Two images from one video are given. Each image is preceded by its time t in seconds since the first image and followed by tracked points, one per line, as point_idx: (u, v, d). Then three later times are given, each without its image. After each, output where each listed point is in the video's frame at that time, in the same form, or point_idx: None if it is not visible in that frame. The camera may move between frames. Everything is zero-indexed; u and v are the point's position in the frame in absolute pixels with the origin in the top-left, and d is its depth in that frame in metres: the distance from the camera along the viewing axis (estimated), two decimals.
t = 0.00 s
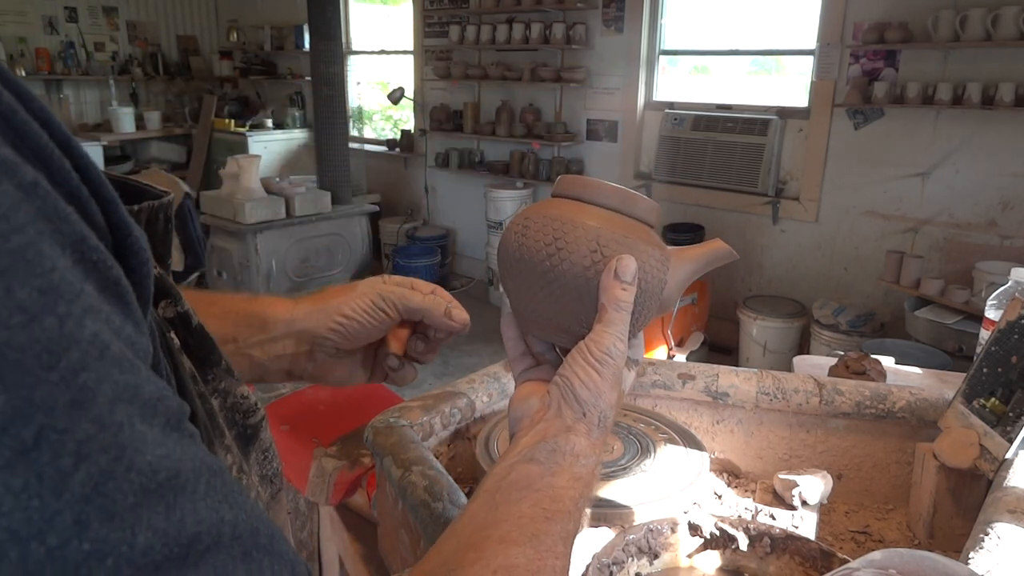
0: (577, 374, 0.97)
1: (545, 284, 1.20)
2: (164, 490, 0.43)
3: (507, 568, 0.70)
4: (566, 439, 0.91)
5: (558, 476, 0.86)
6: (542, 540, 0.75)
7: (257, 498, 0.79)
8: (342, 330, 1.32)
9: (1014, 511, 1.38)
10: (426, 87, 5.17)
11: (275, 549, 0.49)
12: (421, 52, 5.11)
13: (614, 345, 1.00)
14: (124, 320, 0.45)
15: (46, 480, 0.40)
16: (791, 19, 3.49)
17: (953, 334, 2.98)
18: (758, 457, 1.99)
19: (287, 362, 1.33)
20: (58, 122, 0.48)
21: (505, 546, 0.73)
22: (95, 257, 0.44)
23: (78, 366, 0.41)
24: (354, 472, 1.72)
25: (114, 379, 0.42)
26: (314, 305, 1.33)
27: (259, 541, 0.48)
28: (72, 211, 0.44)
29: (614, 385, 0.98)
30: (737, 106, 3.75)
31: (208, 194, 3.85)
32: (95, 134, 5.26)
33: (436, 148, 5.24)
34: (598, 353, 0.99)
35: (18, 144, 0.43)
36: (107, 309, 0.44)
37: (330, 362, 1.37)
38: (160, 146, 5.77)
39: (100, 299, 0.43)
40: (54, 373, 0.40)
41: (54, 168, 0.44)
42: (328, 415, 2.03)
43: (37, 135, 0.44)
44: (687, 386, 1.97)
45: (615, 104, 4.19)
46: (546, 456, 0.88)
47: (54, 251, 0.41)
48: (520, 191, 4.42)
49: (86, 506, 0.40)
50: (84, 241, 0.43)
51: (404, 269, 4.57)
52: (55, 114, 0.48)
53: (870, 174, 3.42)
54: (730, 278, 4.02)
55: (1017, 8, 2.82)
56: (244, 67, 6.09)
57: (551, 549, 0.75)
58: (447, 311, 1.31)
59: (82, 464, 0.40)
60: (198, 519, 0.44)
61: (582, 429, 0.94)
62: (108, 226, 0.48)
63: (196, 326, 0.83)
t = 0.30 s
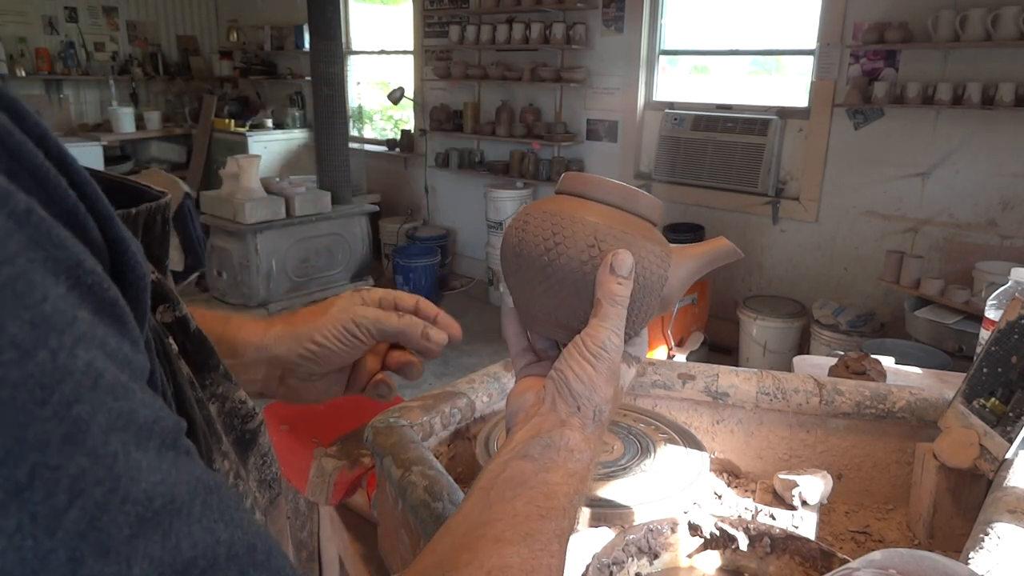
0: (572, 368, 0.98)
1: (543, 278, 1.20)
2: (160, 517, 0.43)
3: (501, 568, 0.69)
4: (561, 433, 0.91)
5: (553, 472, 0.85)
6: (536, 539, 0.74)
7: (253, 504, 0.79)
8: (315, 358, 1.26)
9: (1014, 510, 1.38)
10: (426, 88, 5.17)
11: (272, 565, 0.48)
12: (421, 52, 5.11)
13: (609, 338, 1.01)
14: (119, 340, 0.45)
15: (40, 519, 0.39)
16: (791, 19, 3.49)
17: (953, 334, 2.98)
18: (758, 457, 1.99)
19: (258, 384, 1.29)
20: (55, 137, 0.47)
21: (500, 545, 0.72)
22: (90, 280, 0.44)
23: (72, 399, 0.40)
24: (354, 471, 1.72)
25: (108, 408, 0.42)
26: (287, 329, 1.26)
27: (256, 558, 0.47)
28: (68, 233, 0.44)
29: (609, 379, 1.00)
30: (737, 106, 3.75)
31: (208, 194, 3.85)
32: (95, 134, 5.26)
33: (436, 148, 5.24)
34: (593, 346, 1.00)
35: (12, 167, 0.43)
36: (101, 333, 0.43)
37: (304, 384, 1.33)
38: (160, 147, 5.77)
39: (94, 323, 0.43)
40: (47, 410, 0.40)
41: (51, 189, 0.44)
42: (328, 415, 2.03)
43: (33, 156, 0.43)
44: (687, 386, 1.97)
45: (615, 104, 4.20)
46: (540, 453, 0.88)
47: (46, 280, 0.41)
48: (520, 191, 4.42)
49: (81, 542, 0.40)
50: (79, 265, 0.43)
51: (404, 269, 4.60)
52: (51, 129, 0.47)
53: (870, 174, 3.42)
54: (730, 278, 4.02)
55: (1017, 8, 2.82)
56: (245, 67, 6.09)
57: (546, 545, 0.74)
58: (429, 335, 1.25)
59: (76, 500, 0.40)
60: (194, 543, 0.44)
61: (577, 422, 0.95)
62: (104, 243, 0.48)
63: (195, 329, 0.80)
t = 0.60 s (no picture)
0: (543, 340, 0.93)
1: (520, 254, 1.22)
2: (167, 532, 0.41)
3: (485, 546, 0.70)
4: (536, 404, 0.88)
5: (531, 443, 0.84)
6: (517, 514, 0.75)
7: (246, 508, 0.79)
8: (342, 282, 1.30)
9: (1013, 510, 1.38)
10: (426, 88, 5.17)
11: (273, 566, 0.47)
12: (421, 52, 5.10)
13: (575, 306, 0.96)
14: (119, 356, 0.44)
15: (53, 549, 0.38)
16: (791, 19, 3.49)
17: (953, 334, 2.98)
18: (758, 457, 1.99)
19: (300, 325, 1.35)
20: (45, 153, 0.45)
21: (479, 523, 0.73)
22: (89, 301, 0.42)
23: (76, 427, 0.39)
24: (354, 472, 1.72)
25: (111, 431, 0.40)
26: (310, 265, 1.32)
27: (256, 561, 0.46)
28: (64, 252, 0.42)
29: (583, 350, 0.94)
30: (737, 106, 3.75)
31: (208, 194, 3.85)
32: (95, 134, 5.26)
33: (436, 148, 5.24)
34: (561, 316, 0.95)
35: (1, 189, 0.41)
36: (102, 352, 0.42)
37: (345, 317, 1.37)
38: (160, 146, 5.77)
39: (93, 343, 0.42)
40: (50, 441, 0.38)
41: (45, 208, 0.42)
42: (327, 414, 2.03)
43: (24, 176, 0.42)
44: (687, 386, 1.96)
45: (615, 104, 4.20)
46: (517, 427, 0.86)
47: (44, 305, 0.39)
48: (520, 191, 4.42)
49: (95, 566, 0.39)
50: (77, 287, 0.41)
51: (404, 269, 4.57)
52: (41, 144, 0.45)
53: (870, 174, 3.43)
54: (730, 277, 4.02)
55: (1017, 8, 2.82)
56: (245, 67, 6.09)
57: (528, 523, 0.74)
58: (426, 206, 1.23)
59: (87, 526, 0.39)
60: (200, 553, 0.43)
61: (552, 390, 0.90)
62: (99, 256, 0.46)
63: (186, 332, 0.79)
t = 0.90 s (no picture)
0: (501, 327, 0.96)
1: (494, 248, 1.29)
2: (161, 540, 0.41)
3: (444, 539, 0.70)
4: (478, 390, 0.90)
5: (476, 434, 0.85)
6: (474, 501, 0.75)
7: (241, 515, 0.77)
8: (394, 284, 1.33)
9: (1014, 510, 1.38)
10: (426, 87, 5.17)
11: None
12: (421, 52, 5.10)
13: (554, 302, 0.98)
14: (111, 362, 0.42)
15: (38, 559, 0.37)
16: (791, 19, 3.49)
17: (953, 334, 2.98)
18: (758, 457, 1.99)
19: (345, 327, 1.37)
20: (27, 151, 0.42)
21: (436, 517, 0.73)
22: (80, 303, 0.40)
23: (70, 431, 0.38)
24: (353, 472, 1.72)
25: (106, 435, 0.39)
26: (357, 266, 1.34)
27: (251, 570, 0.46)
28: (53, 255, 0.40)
29: (538, 339, 0.97)
30: (737, 106, 3.75)
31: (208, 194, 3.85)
32: (95, 134, 5.26)
33: (436, 148, 5.23)
34: (531, 307, 0.97)
35: None
36: (95, 356, 0.40)
37: (389, 320, 1.39)
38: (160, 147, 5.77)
39: (87, 345, 0.40)
40: (40, 447, 0.37)
41: (30, 210, 0.40)
42: (328, 414, 2.02)
43: (8, 177, 0.39)
44: (687, 386, 1.96)
45: (615, 104, 4.20)
46: (460, 415, 0.88)
47: (38, 306, 0.37)
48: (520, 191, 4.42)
49: None
50: (69, 289, 0.39)
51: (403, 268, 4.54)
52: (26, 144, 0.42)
53: (870, 174, 3.43)
54: (730, 277, 4.02)
55: (1017, 8, 2.82)
56: (245, 67, 6.09)
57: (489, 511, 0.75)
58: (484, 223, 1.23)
59: (76, 535, 0.38)
60: (195, 560, 0.42)
61: (495, 376, 0.94)
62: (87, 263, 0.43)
63: (183, 339, 0.79)
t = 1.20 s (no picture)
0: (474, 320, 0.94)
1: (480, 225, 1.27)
2: (128, 568, 0.37)
3: (424, 552, 0.69)
4: (457, 388, 0.88)
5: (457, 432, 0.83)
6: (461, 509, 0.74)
7: (237, 521, 0.76)
8: (405, 246, 1.32)
9: (1014, 511, 1.38)
10: (426, 87, 5.17)
11: None
12: (421, 52, 5.10)
13: (531, 290, 0.96)
14: (88, 374, 0.40)
15: None
16: (791, 19, 3.49)
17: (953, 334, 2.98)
18: (758, 457, 1.99)
19: (362, 294, 1.36)
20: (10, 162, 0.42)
21: (416, 528, 0.72)
22: (54, 311, 0.38)
23: (24, 451, 0.35)
24: (353, 472, 1.71)
25: (70, 455, 0.36)
26: (369, 234, 1.35)
27: None
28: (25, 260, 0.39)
29: (517, 329, 0.95)
30: (737, 105, 3.75)
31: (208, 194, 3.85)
32: (95, 134, 5.26)
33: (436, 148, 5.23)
34: (505, 303, 0.95)
35: None
36: (69, 367, 0.38)
37: (405, 283, 1.38)
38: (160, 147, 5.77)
39: (60, 356, 0.38)
40: None
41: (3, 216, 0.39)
42: (329, 414, 2.03)
43: None
44: (687, 386, 1.96)
45: (615, 104, 4.20)
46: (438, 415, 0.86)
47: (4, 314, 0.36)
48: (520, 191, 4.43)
49: None
50: (39, 295, 0.38)
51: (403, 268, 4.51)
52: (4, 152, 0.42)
53: (870, 174, 3.42)
54: (730, 277, 4.03)
55: (1017, 8, 2.82)
56: (245, 67, 6.09)
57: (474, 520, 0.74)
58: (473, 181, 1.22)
59: (23, 566, 0.35)
60: None
61: (472, 375, 0.91)
62: (65, 271, 0.43)
63: (183, 343, 0.79)
